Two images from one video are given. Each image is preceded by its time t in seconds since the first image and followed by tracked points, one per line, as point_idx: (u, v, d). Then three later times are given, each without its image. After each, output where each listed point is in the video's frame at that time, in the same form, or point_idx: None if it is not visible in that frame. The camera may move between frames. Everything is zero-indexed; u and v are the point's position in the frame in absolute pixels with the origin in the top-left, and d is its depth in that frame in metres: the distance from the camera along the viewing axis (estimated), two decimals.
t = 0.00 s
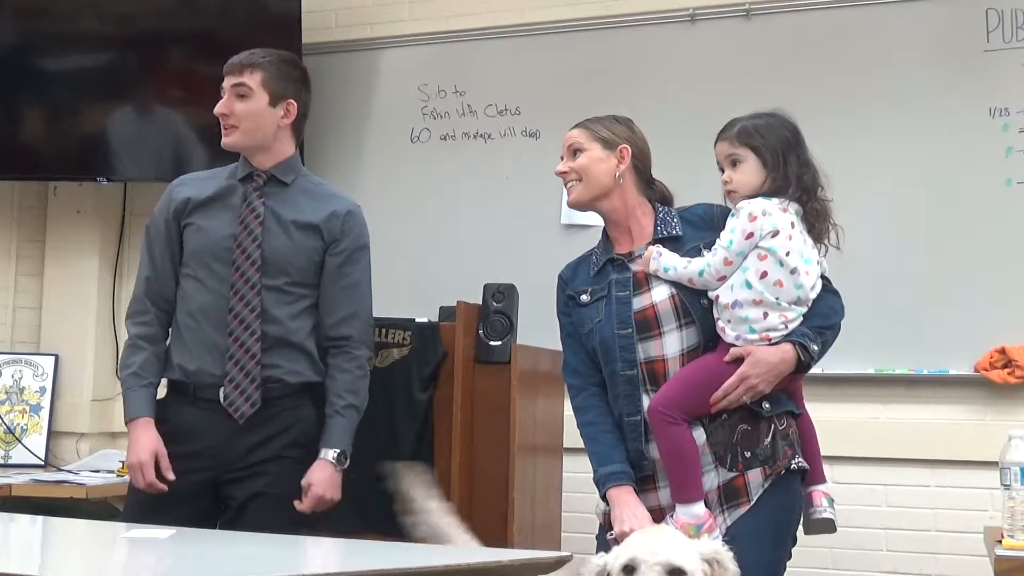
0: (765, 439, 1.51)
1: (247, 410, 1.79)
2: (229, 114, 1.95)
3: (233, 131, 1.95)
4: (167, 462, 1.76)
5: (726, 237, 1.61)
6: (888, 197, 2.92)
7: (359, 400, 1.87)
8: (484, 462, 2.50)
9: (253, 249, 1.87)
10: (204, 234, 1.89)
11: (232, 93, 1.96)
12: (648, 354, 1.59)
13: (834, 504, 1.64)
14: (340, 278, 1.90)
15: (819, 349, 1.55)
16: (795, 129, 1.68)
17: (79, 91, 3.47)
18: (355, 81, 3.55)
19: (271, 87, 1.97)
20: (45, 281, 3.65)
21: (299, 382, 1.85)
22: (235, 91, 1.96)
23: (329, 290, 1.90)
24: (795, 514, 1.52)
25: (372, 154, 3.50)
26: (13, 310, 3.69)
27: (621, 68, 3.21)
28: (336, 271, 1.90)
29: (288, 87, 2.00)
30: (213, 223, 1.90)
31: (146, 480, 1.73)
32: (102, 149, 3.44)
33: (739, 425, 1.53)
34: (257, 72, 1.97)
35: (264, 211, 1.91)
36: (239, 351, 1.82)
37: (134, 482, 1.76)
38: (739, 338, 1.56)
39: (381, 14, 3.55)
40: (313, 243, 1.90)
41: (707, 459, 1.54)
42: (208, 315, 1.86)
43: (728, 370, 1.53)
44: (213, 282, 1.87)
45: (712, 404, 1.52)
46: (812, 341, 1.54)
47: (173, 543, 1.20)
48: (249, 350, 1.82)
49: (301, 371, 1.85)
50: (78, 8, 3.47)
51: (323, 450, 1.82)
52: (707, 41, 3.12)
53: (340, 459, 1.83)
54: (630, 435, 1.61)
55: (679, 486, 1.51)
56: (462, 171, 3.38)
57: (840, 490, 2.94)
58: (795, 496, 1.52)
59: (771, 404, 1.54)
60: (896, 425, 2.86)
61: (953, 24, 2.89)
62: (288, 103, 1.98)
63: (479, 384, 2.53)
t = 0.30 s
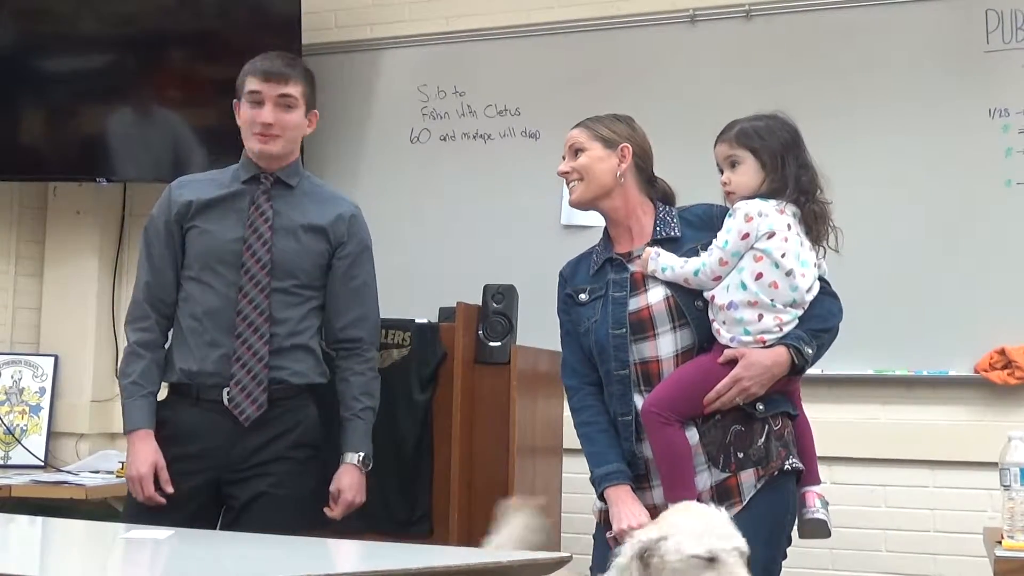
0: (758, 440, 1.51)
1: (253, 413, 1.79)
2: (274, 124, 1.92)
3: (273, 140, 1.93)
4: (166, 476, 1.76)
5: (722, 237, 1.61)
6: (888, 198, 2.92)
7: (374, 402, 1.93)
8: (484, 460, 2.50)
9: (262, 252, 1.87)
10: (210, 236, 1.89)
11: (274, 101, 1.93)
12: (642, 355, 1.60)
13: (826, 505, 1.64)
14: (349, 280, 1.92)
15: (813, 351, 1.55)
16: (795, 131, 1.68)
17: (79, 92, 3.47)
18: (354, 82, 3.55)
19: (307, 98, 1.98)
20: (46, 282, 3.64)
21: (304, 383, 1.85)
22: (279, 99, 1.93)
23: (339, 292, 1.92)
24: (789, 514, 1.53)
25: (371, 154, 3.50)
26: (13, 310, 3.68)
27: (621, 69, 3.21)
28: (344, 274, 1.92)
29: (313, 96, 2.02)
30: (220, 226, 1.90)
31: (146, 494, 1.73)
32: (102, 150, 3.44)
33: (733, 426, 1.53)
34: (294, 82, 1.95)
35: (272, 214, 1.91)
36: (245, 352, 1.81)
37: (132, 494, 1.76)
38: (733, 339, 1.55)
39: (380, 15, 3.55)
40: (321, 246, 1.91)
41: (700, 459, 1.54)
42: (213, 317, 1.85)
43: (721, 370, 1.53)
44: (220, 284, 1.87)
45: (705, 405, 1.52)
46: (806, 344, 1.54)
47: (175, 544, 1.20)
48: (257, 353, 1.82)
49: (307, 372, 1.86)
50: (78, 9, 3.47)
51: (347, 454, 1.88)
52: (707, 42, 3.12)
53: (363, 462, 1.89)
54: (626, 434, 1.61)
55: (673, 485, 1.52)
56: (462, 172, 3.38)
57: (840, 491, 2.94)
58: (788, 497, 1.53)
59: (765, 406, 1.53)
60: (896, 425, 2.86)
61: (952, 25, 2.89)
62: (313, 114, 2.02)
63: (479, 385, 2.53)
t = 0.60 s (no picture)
0: (760, 441, 1.51)
1: (257, 420, 1.79)
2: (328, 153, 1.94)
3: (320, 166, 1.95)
4: (175, 476, 1.75)
5: (724, 238, 1.61)
6: (888, 198, 2.92)
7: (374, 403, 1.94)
8: (484, 460, 2.50)
9: (274, 260, 1.87)
10: (218, 238, 1.87)
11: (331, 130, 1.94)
12: (645, 356, 1.59)
13: (830, 507, 1.64)
14: (352, 288, 1.95)
15: (815, 353, 1.55)
16: (796, 132, 1.68)
17: (79, 93, 3.47)
18: (355, 83, 3.55)
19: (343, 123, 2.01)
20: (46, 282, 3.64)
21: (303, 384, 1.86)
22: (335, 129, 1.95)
23: (342, 298, 1.94)
24: (791, 515, 1.52)
25: (371, 155, 3.50)
26: (13, 311, 3.66)
27: (621, 70, 3.21)
28: (347, 281, 1.94)
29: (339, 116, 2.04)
30: (229, 229, 1.88)
31: (159, 496, 1.72)
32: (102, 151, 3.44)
33: (735, 427, 1.53)
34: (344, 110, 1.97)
35: (282, 221, 1.91)
36: (253, 360, 1.82)
37: (141, 494, 1.74)
38: (736, 340, 1.55)
39: (380, 16, 3.55)
40: (327, 254, 1.93)
41: (702, 460, 1.54)
42: (219, 321, 1.84)
43: (725, 372, 1.53)
44: (228, 288, 1.86)
45: (708, 406, 1.52)
46: (809, 345, 1.54)
47: (177, 545, 1.20)
48: (264, 361, 1.82)
49: (310, 376, 1.87)
50: (78, 10, 3.48)
51: (351, 446, 1.88)
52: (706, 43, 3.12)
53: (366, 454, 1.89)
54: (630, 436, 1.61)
55: (676, 487, 1.52)
56: (462, 173, 3.38)
57: (841, 491, 2.94)
58: (791, 497, 1.52)
59: (767, 407, 1.53)
60: (896, 426, 2.86)
61: (952, 26, 2.90)
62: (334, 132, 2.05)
63: (479, 386, 2.53)
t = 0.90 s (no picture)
0: (759, 441, 1.51)
1: (258, 421, 1.80)
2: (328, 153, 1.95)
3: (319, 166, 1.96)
4: (184, 470, 1.75)
5: (724, 236, 1.61)
6: (888, 198, 2.92)
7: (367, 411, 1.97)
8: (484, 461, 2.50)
9: (274, 260, 1.87)
10: (218, 237, 1.86)
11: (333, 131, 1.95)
12: (645, 355, 1.59)
13: (828, 508, 1.63)
14: (350, 291, 1.96)
15: (814, 353, 1.55)
16: (798, 132, 1.68)
17: (79, 93, 3.47)
18: (355, 83, 3.55)
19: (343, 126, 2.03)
20: (47, 283, 3.65)
21: (301, 386, 1.86)
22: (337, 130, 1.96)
23: (339, 300, 1.95)
24: (790, 515, 1.52)
25: (372, 155, 3.50)
26: (13, 312, 3.67)
27: (621, 70, 3.21)
28: (346, 284, 1.95)
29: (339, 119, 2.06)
30: (228, 228, 1.88)
31: (167, 490, 1.72)
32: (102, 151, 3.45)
33: (734, 426, 1.53)
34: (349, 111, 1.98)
35: (282, 221, 1.91)
36: (253, 361, 1.82)
37: (149, 488, 1.73)
38: (735, 338, 1.55)
39: (381, 16, 3.55)
40: (326, 256, 1.93)
41: (701, 459, 1.54)
42: (218, 321, 1.83)
43: (724, 371, 1.53)
44: (228, 287, 1.85)
45: (706, 405, 1.52)
46: (808, 345, 1.54)
47: (176, 545, 1.19)
48: (264, 361, 1.83)
49: (309, 378, 1.88)
50: (78, 10, 3.48)
51: (344, 462, 1.92)
52: (706, 43, 3.12)
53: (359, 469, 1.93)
54: (631, 434, 1.62)
55: (674, 486, 1.52)
56: (462, 173, 3.38)
57: (841, 491, 2.94)
58: (789, 497, 1.52)
59: (766, 407, 1.53)
60: (897, 426, 2.86)
61: (953, 26, 2.89)
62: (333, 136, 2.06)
63: (479, 386, 2.53)
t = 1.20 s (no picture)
0: (758, 440, 1.51)
1: (254, 416, 1.80)
2: (274, 127, 1.93)
3: (272, 144, 1.93)
4: (171, 471, 1.75)
5: (723, 235, 1.61)
6: (888, 199, 2.92)
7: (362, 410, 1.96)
8: (484, 462, 2.50)
9: (264, 255, 1.87)
10: (209, 235, 1.88)
11: (276, 106, 1.94)
12: (646, 354, 1.60)
13: (828, 511, 1.63)
14: (344, 288, 1.95)
15: (814, 353, 1.55)
16: (799, 132, 1.68)
17: (79, 93, 3.47)
18: (355, 84, 3.55)
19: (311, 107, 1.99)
20: (47, 283, 3.64)
21: (297, 385, 1.86)
22: (280, 103, 1.94)
23: (334, 298, 1.95)
24: (790, 515, 1.52)
25: (372, 155, 3.50)
26: (12, 313, 3.67)
27: (621, 70, 3.21)
28: (340, 280, 1.95)
29: (320, 106, 2.02)
30: (219, 225, 1.89)
31: (153, 490, 1.73)
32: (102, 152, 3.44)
33: (733, 426, 1.53)
34: (295, 88, 1.96)
35: (272, 217, 1.92)
36: (247, 356, 1.82)
37: (136, 488, 1.74)
38: (734, 337, 1.55)
39: (380, 16, 3.55)
40: (319, 252, 1.93)
41: (700, 459, 1.54)
42: (211, 319, 1.83)
43: (723, 370, 1.53)
44: (220, 284, 1.86)
45: (706, 404, 1.52)
46: (807, 345, 1.54)
47: (176, 546, 1.20)
48: (258, 357, 1.83)
49: (303, 376, 1.87)
50: (78, 11, 3.48)
51: (333, 462, 1.91)
52: (706, 43, 3.12)
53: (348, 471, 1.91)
54: (631, 434, 1.62)
55: (673, 486, 1.52)
56: (462, 173, 3.38)
57: (841, 492, 2.94)
58: (789, 497, 1.52)
59: (765, 406, 1.53)
60: (897, 426, 2.86)
61: (952, 26, 2.90)
62: (318, 124, 2.03)
63: (478, 386, 2.53)
